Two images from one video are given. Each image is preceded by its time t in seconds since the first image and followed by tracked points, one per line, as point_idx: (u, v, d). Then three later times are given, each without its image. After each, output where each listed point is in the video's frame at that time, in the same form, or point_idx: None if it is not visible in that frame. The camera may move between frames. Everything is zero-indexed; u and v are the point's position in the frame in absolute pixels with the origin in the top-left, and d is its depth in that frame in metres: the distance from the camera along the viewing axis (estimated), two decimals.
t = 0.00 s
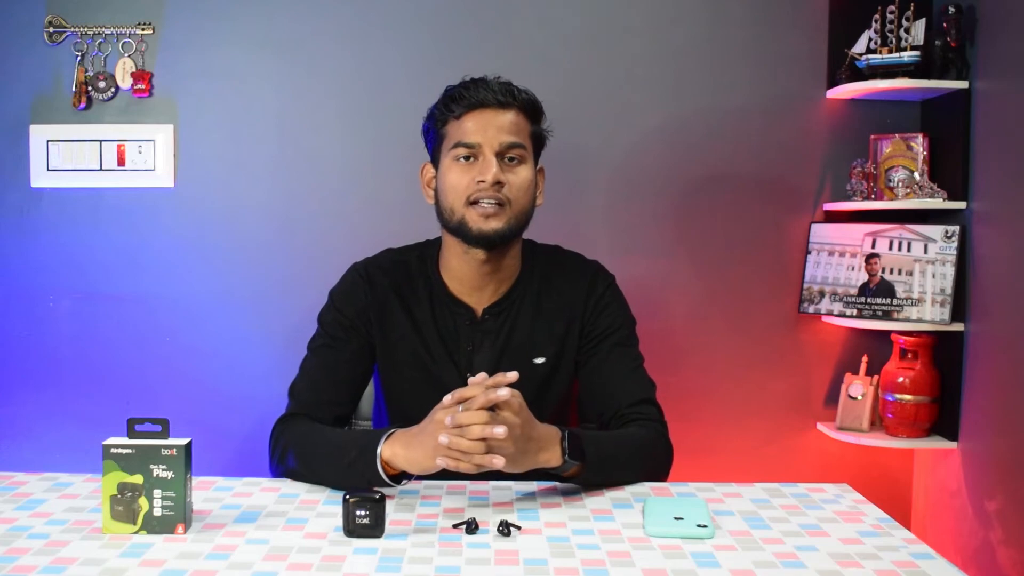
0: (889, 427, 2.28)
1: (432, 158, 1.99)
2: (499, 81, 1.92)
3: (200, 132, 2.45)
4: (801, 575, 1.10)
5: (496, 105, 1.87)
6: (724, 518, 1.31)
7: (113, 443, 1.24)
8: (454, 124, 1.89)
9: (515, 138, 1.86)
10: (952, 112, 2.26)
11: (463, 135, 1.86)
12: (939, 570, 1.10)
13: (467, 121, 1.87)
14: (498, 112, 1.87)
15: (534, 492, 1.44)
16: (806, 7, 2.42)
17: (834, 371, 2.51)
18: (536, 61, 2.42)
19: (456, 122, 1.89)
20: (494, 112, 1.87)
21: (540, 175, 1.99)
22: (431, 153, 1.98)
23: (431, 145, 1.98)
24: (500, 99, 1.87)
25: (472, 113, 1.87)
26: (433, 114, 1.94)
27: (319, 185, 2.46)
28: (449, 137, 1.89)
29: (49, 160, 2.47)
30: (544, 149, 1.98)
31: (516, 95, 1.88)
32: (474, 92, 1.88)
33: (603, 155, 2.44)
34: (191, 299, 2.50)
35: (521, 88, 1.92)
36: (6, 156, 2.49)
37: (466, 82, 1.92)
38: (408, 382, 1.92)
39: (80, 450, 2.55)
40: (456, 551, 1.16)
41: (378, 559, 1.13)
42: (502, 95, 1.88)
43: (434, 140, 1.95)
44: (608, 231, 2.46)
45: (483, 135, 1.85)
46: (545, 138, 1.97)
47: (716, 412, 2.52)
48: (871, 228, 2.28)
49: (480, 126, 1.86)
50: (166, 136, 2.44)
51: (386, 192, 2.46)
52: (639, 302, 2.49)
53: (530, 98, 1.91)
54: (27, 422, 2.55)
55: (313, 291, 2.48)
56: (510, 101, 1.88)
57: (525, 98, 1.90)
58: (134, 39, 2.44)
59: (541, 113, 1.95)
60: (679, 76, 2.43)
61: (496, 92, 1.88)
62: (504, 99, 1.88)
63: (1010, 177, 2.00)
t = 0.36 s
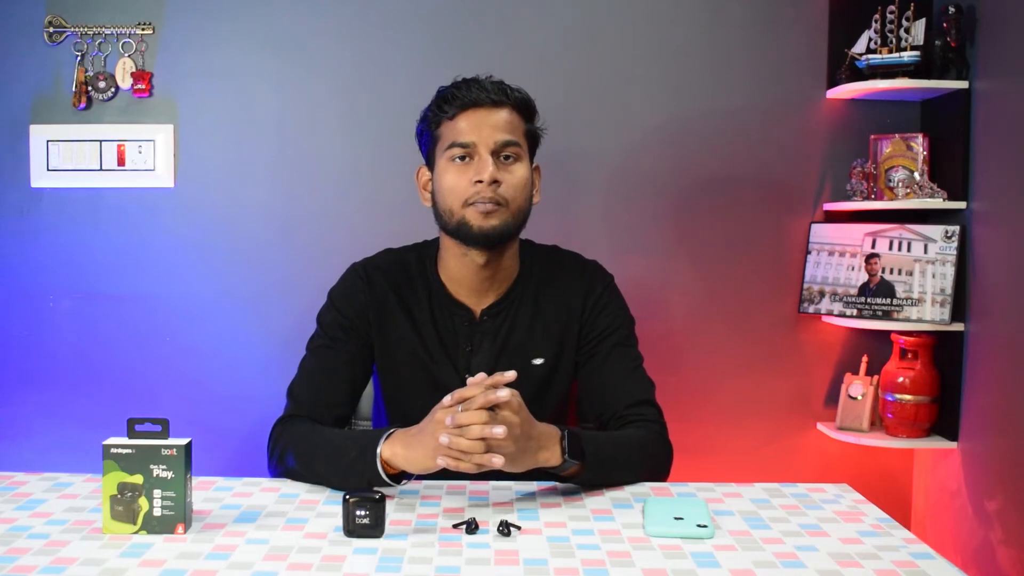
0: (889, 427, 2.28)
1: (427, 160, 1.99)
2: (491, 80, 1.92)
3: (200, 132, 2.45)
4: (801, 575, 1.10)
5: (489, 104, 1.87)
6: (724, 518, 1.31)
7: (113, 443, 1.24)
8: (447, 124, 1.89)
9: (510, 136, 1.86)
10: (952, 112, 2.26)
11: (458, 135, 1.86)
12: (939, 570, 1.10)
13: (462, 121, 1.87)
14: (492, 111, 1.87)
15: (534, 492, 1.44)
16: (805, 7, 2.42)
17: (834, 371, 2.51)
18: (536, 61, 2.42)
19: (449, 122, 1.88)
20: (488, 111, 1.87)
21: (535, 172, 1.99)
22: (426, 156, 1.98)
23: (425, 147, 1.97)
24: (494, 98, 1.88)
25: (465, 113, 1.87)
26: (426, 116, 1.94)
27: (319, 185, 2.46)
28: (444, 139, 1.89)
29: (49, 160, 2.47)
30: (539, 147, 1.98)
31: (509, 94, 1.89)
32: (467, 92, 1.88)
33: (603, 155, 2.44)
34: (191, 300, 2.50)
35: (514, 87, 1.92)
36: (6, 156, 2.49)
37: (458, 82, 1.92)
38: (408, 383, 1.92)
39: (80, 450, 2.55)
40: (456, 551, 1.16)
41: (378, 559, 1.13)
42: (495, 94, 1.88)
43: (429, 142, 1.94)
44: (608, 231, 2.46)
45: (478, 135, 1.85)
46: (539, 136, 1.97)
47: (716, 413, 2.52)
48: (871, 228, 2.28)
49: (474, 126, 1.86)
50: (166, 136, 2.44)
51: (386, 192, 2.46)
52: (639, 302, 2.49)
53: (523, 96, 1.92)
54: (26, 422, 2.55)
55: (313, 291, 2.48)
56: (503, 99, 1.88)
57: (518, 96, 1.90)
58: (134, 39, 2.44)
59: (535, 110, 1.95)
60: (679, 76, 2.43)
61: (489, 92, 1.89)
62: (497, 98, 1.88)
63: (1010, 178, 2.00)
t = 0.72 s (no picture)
0: (889, 427, 2.28)
1: (428, 161, 1.99)
2: (488, 78, 1.92)
3: (200, 132, 2.45)
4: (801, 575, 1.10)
5: (488, 102, 1.87)
6: (724, 518, 1.31)
7: (113, 443, 1.24)
8: (447, 124, 1.89)
9: (510, 133, 1.86)
10: (952, 112, 2.26)
11: (458, 135, 1.87)
12: (939, 570, 1.10)
13: (461, 120, 1.87)
14: (491, 109, 1.87)
15: (534, 492, 1.44)
16: (806, 6, 2.42)
17: (834, 371, 2.51)
18: (536, 60, 2.42)
19: (449, 122, 1.89)
20: (486, 109, 1.87)
21: (535, 168, 1.99)
22: (426, 156, 1.98)
23: (425, 148, 1.98)
24: (492, 95, 1.88)
25: (465, 111, 1.87)
26: (425, 117, 1.94)
27: (319, 185, 2.46)
28: (444, 138, 1.89)
29: (49, 160, 2.47)
30: (538, 143, 1.98)
31: (507, 91, 1.89)
32: (465, 91, 1.88)
33: (603, 155, 2.44)
34: (191, 300, 2.50)
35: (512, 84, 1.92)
36: (5, 155, 2.49)
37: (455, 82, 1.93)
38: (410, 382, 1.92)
39: (79, 450, 2.55)
40: (456, 551, 1.16)
41: (378, 559, 1.13)
42: (493, 92, 1.88)
43: (429, 143, 1.95)
44: (608, 231, 2.46)
45: (477, 133, 1.85)
46: (538, 131, 1.97)
47: (716, 412, 2.52)
48: (871, 228, 2.28)
49: (474, 124, 1.86)
50: (166, 136, 2.44)
51: (386, 192, 2.46)
52: (639, 302, 2.49)
53: (520, 92, 1.92)
54: (26, 422, 2.55)
55: (313, 291, 2.48)
56: (502, 97, 1.88)
57: (516, 93, 1.90)
58: (134, 39, 2.44)
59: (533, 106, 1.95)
60: (679, 76, 2.43)
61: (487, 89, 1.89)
62: (495, 95, 1.88)
63: (1010, 177, 2.00)
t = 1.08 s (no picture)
0: (889, 427, 2.28)
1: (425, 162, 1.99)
2: (484, 81, 1.92)
3: (200, 132, 2.45)
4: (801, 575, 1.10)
5: (482, 107, 1.87)
6: (724, 518, 1.31)
7: (113, 443, 1.23)
8: (442, 129, 1.89)
9: (506, 138, 1.86)
10: (952, 112, 2.26)
11: (453, 140, 1.86)
12: (939, 570, 1.10)
13: (457, 125, 1.87)
14: (486, 115, 1.87)
15: (534, 492, 1.44)
16: (806, 6, 2.42)
17: (834, 371, 2.51)
18: (536, 60, 2.42)
19: (444, 127, 1.89)
20: (482, 114, 1.87)
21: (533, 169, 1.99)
22: (424, 158, 1.98)
23: (422, 150, 1.98)
24: (486, 100, 1.87)
25: (460, 117, 1.87)
26: (421, 120, 1.94)
27: (319, 185, 2.46)
28: (439, 143, 1.89)
29: (49, 160, 2.47)
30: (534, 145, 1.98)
31: (502, 95, 1.88)
32: (459, 96, 1.87)
33: (603, 155, 2.44)
34: (191, 300, 2.50)
35: (508, 86, 1.91)
36: (6, 155, 2.49)
37: (451, 84, 1.92)
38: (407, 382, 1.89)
39: (79, 450, 2.55)
40: (456, 551, 1.16)
41: (379, 559, 1.13)
42: (488, 96, 1.88)
43: (426, 146, 1.95)
44: (608, 231, 2.46)
45: (472, 139, 1.85)
46: (535, 133, 1.97)
47: (716, 413, 2.52)
48: (871, 228, 2.28)
49: (469, 130, 1.86)
50: (166, 136, 2.44)
51: (386, 192, 2.46)
52: (638, 302, 2.49)
53: (516, 94, 1.91)
54: (26, 422, 2.55)
55: (313, 291, 2.48)
56: (497, 100, 1.88)
57: (512, 95, 1.89)
58: (134, 39, 2.44)
59: (529, 107, 1.94)
60: (679, 76, 2.43)
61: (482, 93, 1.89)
62: (490, 99, 1.88)
63: (1010, 177, 2.00)
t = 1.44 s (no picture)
0: (889, 427, 2.28)
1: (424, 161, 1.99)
2: (481, 78, 1.92)
3: (201, 132, 2.45)
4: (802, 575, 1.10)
5: (480, 103, 1.87)
6: (724, 518, 1.31)
7: (113, 443, 1.24)
8: (441, 126, 1.89)
9: (504, 133, 1.86)
10: (952, 112, 2.26)
11: (452, 136, 1.87)
12: (939, 570, 1.10)
13: (455, 121, 1.87)
14: (485, 110, 1.87)
15: (534, 492, 1.44)
16: (806, 6, 2.42)
17: (834, 371, 2.51)
18: (536, 60, 2.42)
19: (443, 124, 1.89)
20: (480, 109, 1.87)
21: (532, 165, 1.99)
22: (423, 157, 1.98)
23: (421, 149, 1.98)
24: (484, 96, 1.88)
25: (459, 112, 1.87)
26: (420, 119, 1.95)
27: (320, 185, 2.46)
28: (438, 140, 1.90)
29: (49, 160, 2.47)
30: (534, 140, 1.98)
31: (500, 91, 1.89)
32: (457, 92, 1.88)
33: (603, 155, 2.44)
34: (191, 300, 2.50)
35: (506, 83, 1.92)
36: (5, 155, 2.49)
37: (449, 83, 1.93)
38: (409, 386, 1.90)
39: (80, 450, 2.55)
40: (456, 551, 1.16)
41: (379, 559, 1.13)
42: (486, 93, 1.88)
43: (425, 144, 1.95)
44: (608, 231, 2.46)
45: (471, 135, 1.85)
46: (534, 130, 1.97)
47: (716, 413, 2.52)
48: (871, 228, 2.28)
49: (468, 125, 1.86)
50: (166, 136, 2.45)
51: (386, 193, 2.46)
52: (639, 302, 2.49)
53: (514, 91, 1.91)
54: (26, 422, 2.55)
55: (313, 291, 2.48)
56: (495, 97, 1.88)
57: (509, 92, 1.90)
58: (134, 39, 2.44)
59: (528, 104, 1.94)
60: (679, 76, 2.43)
61: (480, 89, 1.89)
62: (488, 95, 1.88)
63: (1010, 177, 2.00)
